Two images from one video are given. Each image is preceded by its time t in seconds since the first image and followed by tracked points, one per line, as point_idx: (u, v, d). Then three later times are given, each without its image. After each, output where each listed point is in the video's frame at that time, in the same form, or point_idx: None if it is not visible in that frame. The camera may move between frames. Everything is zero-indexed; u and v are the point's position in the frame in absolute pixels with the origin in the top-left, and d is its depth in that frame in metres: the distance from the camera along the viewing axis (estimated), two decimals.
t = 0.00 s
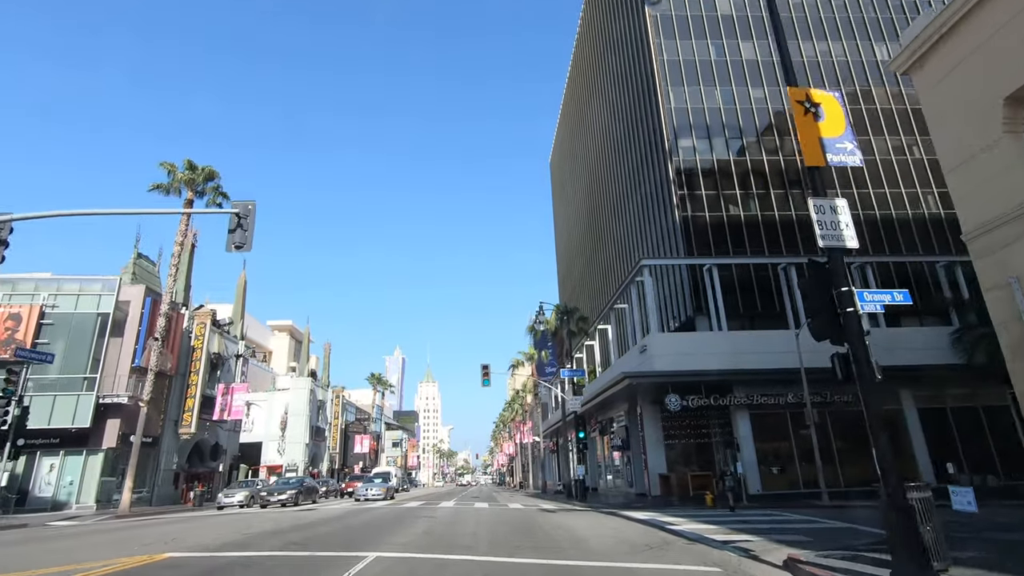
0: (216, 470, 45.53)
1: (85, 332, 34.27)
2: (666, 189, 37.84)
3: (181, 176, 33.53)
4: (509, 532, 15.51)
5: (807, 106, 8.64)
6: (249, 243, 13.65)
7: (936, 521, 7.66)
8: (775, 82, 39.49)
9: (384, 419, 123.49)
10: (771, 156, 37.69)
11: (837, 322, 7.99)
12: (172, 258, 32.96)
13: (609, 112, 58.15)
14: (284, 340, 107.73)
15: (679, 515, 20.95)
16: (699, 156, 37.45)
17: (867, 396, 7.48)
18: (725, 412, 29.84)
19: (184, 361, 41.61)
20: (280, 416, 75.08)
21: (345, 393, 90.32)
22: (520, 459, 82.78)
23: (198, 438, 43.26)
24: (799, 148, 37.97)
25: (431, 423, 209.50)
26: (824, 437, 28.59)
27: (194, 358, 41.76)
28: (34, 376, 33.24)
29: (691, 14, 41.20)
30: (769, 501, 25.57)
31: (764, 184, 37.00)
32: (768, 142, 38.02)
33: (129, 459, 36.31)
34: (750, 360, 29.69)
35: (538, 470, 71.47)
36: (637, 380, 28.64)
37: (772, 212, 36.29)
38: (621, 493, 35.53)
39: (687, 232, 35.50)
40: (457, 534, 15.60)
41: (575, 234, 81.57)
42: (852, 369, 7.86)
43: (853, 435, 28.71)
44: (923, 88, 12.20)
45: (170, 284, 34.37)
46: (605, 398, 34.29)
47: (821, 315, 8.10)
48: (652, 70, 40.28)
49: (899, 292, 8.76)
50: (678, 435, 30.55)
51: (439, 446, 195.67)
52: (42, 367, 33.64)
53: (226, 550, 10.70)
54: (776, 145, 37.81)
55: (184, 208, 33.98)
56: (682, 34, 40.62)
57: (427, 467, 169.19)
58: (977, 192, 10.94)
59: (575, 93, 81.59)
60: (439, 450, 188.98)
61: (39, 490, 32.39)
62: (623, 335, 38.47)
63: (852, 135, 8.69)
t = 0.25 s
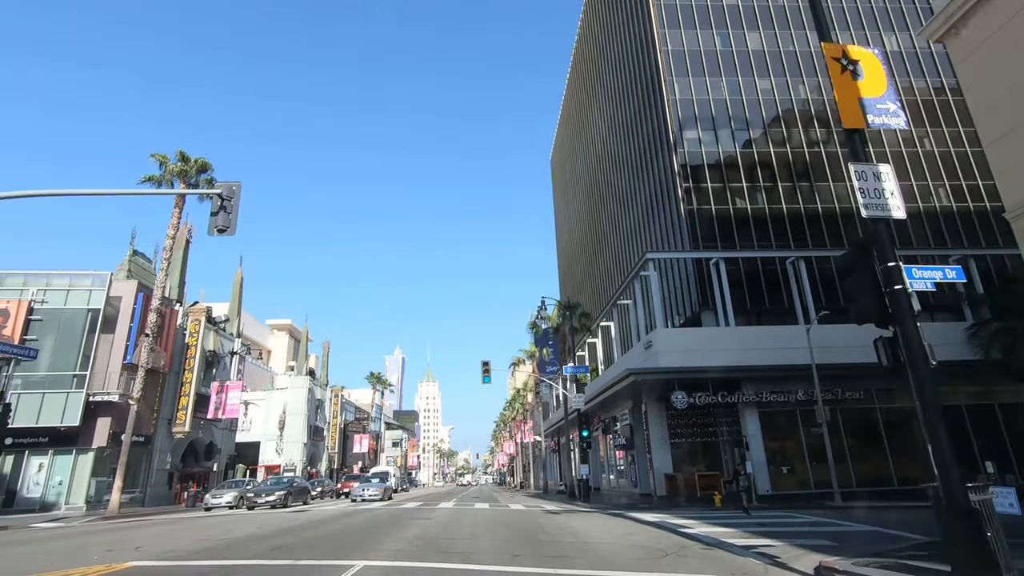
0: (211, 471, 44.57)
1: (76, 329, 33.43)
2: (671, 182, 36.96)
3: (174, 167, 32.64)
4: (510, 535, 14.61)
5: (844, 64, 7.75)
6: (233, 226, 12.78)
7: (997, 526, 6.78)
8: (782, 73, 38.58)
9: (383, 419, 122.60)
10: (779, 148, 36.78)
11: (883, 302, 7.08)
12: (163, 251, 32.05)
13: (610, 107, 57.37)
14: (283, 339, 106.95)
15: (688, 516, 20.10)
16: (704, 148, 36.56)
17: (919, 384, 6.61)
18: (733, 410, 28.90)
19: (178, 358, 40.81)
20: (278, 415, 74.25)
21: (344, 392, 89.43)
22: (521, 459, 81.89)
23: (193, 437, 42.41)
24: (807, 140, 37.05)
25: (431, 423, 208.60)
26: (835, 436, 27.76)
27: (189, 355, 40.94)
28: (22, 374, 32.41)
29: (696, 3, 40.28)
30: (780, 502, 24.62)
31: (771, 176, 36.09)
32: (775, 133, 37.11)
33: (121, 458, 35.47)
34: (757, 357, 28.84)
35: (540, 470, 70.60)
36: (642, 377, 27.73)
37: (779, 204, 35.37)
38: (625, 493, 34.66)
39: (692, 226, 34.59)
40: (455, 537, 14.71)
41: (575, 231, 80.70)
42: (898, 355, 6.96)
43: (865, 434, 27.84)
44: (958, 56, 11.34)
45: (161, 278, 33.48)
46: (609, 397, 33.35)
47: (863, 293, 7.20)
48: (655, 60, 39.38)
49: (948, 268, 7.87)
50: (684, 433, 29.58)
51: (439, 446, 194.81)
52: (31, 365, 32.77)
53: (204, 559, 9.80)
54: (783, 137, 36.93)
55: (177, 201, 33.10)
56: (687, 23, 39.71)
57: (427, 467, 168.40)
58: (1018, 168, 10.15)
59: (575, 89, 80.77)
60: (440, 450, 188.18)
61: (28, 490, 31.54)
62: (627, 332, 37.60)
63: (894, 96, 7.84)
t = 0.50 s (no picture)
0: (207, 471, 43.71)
1: (65, 325, 32.59)
2: (675, 175, 36.09)
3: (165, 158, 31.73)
4: (512, 539, 13.66)
5: (891, 10, 6.82)
6: (214, 207, 11.89)
7: None
8: (789, 63, 37.67)
9: (383, 419, 121.42)
10: (787, 140, 35.85)
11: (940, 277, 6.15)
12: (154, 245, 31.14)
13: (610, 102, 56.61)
14: (282, 339, 106.07)
15: (698, 518, 19.20)
16: (710, 139, 35.65)
17: (992, 369, 5.65)
18: (741, 407, 28.00)
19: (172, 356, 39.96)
20: (276, 415, 73.38)
21: (342, 392, 88.55)
22: (522, 459, 80.98)
23: (187, 436, 41.53)
24: (815, 132, 36.13)
25: (432, 423, 207.62)
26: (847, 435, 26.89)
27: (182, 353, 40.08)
28: (10, 371, 31.55)
29: None
30: (792, 502, 23.69)
31: (779, 169, 35.16)
32: (782, 125, 36.19)
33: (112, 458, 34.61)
34: (765, 353, 27.95)
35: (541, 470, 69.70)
36: (650, 374, 26.70)
37: (787, 197, 34.45)
38: (629, 493, 33.76)
39: (697, 219, 33.73)
40: (453, 541, 13.76)
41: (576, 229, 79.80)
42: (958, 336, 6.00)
43: (877, 432, 26.95)
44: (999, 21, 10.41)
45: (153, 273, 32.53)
46: (611, 395, 32.38)
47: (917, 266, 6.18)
48: (659, 50, 38.47)
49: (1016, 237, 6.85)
50: (690, 432, 28.69)
51: (439, 446, 193.88)
52: (19, 362, 31.90)
53: (177, 567, 8.91)
54: (790, 128, 36.01)
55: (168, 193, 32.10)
56: (691, 13, 38.79)
57: (427, 468, 167.47)
58: None
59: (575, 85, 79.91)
60: (440, 450, 187.26)
61: (16, 491, 30.67)
62: (631, 328, 36.70)
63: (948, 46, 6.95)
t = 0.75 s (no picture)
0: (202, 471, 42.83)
1: (54, 321, 31.70)
2: (681, 166, 35.19)
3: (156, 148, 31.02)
4: (515, 544, 12.76)
5: None
6: (191, 183, 10.99)
7: None
8: (797, 52, 36.78)
9: (383, 419, 120.54)
10: (795, 131, 34.93)
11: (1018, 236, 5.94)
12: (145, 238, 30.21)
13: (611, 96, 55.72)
14: (281, 338, 105.21)
15: (709, 519, 18.32)
16: (716, 130, 34.75)
17: None
18: (750, 404, 27.08)
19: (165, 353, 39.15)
20: (274, 414, 72.49)
21: (341, 391, 87.72)
22: (523, 459, 80.07)
23: (181, 435, 40.68)
24: (824, 122, 35.21)
25: (432, 423, 206.55)
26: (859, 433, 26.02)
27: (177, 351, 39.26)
28: None
29: None
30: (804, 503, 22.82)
31: (787, 160, 34.25)
32: (790, 115, 35.25)
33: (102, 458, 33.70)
34: (774, 348, 27.08)
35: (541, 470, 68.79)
36: (656, 370, 26.08)
37: (795, 189, 33.55)
38: (633, 493, 32.87)
39: (704, 211, 32.82)
40: (452, 546, 12.82)
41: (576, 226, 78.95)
42: None
43: (891, 430, 26.08)
44: None
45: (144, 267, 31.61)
46: (613, 393, 31.55)
47: (988, 226, 6.18)
48: (663, 40, 37.56)
49: None
50: (697, 430, 27.92)
51: (439, 446, 192.94)
52: (6, 358, 31.03)
53: None
54: (798, 119, 35.09)
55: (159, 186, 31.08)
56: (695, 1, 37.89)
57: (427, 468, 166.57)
58: None
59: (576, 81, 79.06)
60: (440, 450, 186.36)
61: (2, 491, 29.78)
62: (634, 325, 35.80)
63: None
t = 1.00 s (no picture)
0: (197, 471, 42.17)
1: (41, 317, 30.80)
2: (686, 158, 34.28)
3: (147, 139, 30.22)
4: (517, 550, 11.84)
5: None
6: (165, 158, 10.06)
7: None
8: (805, 41, 35.86)
9: (382, 418, 119.68)
10: (803, 121, 33.97)
11: None
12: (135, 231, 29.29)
13: (611, 89, 54.75)
14: (280, 336, 104.37)
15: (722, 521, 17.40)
16: (722, 120, 33.82)
17: None
18: (759, 401, 26.17)
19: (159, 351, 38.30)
20: (272, 413, 71.60)
21: (340, 390, 86.90)
22: (524, 459, 79.16)
23: (175, 434, 39.80)
24: (834, 112, 34.26)
25: (432, 423, 205.64)
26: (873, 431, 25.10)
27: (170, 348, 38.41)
28: None
29: None
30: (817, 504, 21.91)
31: (796, 151, 33.31)
32: (799, 105, 34.28)
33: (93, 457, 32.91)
34: (784, 344, 26.21)
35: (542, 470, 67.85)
36: (663, 366, 25.24)
37: (804, 180, 32.62)
38: (638, 493, 31.99)
39: (711, 203, 31.91)
40: (449, 552, 11.92)
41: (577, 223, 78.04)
42: None
43: (906, 428, 25.16)
44: None
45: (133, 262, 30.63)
46: (617, 392, 30.60)
47: None
48: (668, 29, 36.63)
49: None
50: (704, 428, 27.37)
51: (440, 446, 192.05)
52: None
53: None
54: (807, 108, 34.14)
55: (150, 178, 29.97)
56: None
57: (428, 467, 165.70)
58: None
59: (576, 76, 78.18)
60: (440, 450, 185.47)
61: None
62: (639, 320, 34.89)
63: None
